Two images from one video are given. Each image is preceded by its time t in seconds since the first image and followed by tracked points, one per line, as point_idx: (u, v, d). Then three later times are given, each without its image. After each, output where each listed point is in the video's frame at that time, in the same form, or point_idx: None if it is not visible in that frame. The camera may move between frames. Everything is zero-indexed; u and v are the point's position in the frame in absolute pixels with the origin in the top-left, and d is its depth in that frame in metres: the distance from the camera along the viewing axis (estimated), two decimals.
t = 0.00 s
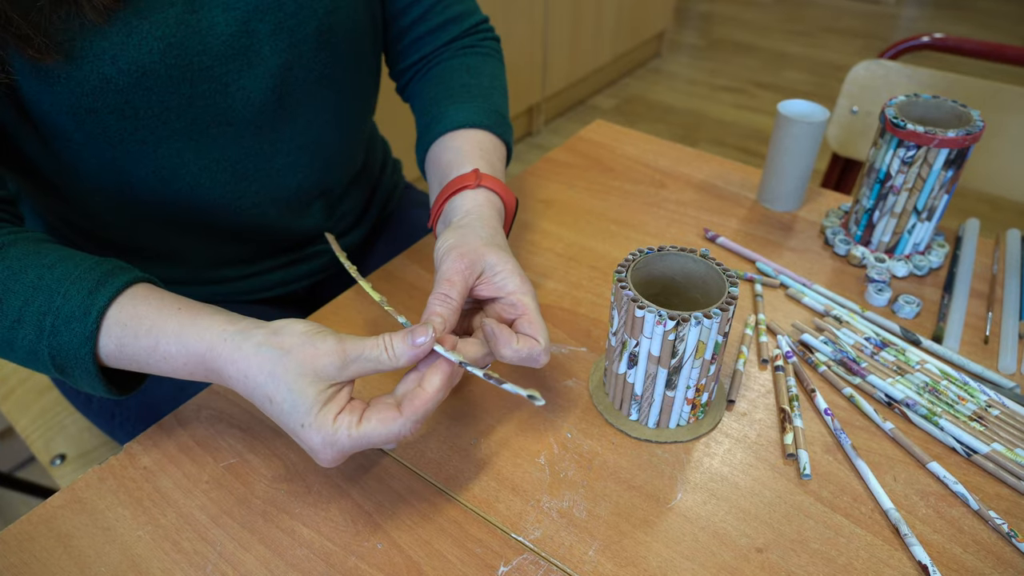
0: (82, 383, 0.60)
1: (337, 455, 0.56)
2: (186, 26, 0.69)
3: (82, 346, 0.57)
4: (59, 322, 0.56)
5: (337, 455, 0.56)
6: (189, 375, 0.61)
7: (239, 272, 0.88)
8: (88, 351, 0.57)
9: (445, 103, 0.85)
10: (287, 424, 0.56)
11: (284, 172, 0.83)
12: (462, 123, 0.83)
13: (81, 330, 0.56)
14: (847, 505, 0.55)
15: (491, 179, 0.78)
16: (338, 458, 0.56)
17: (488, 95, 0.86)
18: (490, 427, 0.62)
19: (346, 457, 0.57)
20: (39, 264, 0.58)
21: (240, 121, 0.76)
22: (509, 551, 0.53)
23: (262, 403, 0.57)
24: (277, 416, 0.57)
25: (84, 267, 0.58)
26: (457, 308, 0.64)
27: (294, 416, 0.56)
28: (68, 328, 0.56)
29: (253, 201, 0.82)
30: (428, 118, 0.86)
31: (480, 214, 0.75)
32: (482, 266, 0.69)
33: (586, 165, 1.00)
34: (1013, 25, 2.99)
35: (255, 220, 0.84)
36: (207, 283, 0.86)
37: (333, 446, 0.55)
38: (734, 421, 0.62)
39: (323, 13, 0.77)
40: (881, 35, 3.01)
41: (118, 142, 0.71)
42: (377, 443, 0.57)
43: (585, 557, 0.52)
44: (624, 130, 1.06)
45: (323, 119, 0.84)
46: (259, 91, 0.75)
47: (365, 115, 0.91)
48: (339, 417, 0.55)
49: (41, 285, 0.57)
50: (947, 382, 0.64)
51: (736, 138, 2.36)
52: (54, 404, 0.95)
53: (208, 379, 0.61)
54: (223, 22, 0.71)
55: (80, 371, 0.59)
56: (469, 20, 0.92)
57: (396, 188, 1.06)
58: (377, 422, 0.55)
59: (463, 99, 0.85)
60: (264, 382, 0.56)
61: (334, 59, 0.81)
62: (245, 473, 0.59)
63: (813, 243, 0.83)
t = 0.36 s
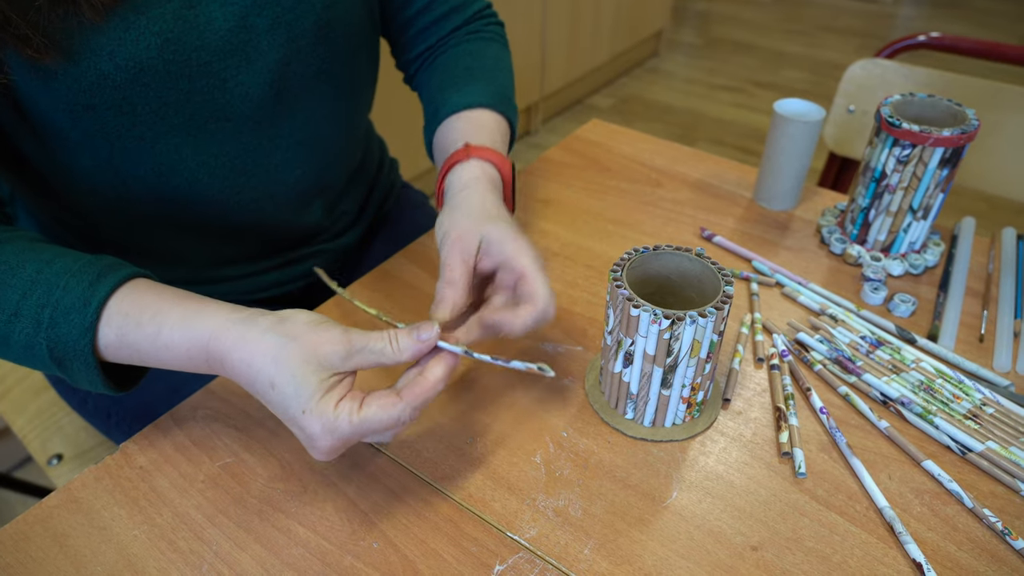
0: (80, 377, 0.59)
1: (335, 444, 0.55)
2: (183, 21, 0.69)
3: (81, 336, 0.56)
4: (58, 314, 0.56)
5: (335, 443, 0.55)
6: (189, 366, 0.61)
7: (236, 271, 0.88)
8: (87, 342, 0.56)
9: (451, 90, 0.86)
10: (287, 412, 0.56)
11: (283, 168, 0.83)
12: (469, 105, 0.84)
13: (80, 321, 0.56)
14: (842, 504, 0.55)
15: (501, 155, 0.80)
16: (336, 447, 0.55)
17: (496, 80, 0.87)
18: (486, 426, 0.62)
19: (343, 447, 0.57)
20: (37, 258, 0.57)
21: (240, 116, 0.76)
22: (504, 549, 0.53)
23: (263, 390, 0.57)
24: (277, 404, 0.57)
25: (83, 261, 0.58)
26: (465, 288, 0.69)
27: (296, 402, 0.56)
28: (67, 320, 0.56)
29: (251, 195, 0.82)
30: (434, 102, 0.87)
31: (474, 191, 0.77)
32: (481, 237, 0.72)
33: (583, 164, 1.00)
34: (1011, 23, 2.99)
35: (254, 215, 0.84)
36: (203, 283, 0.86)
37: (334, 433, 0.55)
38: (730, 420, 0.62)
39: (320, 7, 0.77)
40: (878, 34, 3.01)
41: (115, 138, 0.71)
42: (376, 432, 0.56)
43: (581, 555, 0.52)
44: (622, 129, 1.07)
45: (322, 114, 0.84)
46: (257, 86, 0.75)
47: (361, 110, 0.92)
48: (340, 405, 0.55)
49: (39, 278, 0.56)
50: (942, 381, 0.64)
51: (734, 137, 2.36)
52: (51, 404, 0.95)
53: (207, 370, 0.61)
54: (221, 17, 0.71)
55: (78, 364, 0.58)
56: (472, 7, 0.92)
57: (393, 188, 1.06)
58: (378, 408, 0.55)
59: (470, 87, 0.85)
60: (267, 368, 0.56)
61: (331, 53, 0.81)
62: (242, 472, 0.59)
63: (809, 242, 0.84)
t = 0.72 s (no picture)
0: (115, 383, 0.50)
1: (439, 463, 0.51)
2: (186, 19, 0.67)
3: (140, 326, 0.49)
4: (120, 301, 0.49)
5: (439, 462, 0.51)
6: (244, 378, 0.53)
7: (235, 272, 0.88)
8: (149, 333, 0.49)
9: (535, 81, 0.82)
10: (386, 430, 0.50)
11: (281, 167, 0.83)
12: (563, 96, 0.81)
13: (144, 309, 0.49)
14: (837, 505, 0.55)
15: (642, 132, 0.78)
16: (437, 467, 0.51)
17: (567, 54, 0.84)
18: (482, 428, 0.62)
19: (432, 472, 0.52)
20: (94, 252, 0.52)
21: (238, 115, 0.75)
22: (501, 551, 0.53)
23: (354, 406, 0.51)
24: (370, 423, 0.51)
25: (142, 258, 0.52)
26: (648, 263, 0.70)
27: (404, 419, 0.50)
28: (132, 307, 0.49)
29: (248, 193, 0.82)
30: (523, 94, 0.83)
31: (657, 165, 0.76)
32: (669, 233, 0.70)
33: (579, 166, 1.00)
34: (1007, 25, 3.01)
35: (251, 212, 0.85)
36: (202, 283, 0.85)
37: (440, 454, 0.51)
38: (726, 422, 0.63)
39: (322, 9, 0.76)
40: (875, 36, 3.03)
41: (119, 135, 0.71)
42: (465, 457, 0.54)
43: (577, 557, 0.52)
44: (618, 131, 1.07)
45: (319, 115, 0.83)
46: (259, 86, 0.74)
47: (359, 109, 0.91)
48: (446, 426, 0.52)
49: (95, 267, 0.51)
50: (936, 382, 0.64)
51: (730, 138, 2.37)
52: (48, 405, 0.95)
53: (263, 383, 0.53)
54: (225, 17, 0.69)
55: (121, 364, 0.50)
56: None
57: (391, 189, 1.06)
58: (476, 436, 0.54)
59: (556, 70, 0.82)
60: (373, 379, 0.50)
61: (331, 52, 0.80)
62: (239, 474, 0.59)
63: (804, 243, 0.84)
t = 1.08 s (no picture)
0: (200, 386, 0.48)
1: (545, 485, 0.52)
2: (206, 37, 0.67)
3: (248, 326, 0.48)
4: (228, 299, 0.48)
5: (546, 484, 0.52)
6: (344, 393, 0.52)
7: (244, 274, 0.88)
8: (255, 334, 0.48)
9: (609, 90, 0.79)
10: (498, 450, 0.51)
11: (285, 175, 0.83)
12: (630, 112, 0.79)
13: (254, 310, 0.49)
14: (836, 505, 0.56)
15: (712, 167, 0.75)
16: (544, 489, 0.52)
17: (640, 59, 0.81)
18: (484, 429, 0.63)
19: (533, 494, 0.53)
20: (193, 252, 0.51)
21: (250, 130, 0.75)
22: (503, 552, 0.53)
23: (466, 425, 0.51)
24: (481, 442, 0.51)
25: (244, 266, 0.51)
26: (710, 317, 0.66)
27: (516, 441, 0.51)
28: (239, 305, 0.48)
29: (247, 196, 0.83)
30: (590, 107, 0.81)
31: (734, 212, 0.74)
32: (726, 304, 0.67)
33: (579, 168, 1.01)
34: (1005, 27, 3.02)
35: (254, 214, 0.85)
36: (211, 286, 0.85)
37: (548, 476, 0.52)
38: (728, 426, 0.63)
39: (335, 28, 0.76)
40: (872, 38, 3.04)
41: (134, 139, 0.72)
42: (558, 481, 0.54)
43: (578, 557, 0.52)
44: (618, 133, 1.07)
45: (328, 128, 0.83)
46: (274, 105, 0.75)
47: (369, 120, 0.91)
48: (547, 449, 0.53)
49: (200, 266, 0.50)
50: (935, 384, 0.64)
51: (729, 140, 2.37)
52: (49, 407, 0.95)
53: (364, 400, 0.52)
54: (245, 37, 0.69)
55: (215, 365, 0.48)
56: None
57: (391, 191, 1.06)
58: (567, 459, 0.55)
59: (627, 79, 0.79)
60: (489, 398, 0.51)
61: (342, 66, 0.80)
62: (242, 475, 0.59)
63: (804, 245, 0.84)
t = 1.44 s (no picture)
0: (233, 373, 0.47)
1: (581, 474, 0.54)
2: (220, 50, 0.69)
3: (289, 310, 0.48)
4: (269, 283, 0.48)
5: (582, 473, 0.54)
6: (384, 383, 0.51)
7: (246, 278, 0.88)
8: (293, 317, 0.48)
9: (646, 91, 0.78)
10: (540, 441, 0.53)
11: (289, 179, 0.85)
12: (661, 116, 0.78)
13: (296, 295, 0.49)
14: (834, 506, 0.56)
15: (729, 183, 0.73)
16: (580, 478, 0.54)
17: (678, 62, 0.80)
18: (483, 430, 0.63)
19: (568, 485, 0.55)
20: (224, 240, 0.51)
21: (259, 143, 0.77)
22: (502, 553, 0.53)
23: (511, 416, 0.52)
24: (524, 434, 0.52)
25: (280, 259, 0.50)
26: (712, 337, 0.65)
27: (556, 431, 0.53)
28: (278, 290, 0.48)
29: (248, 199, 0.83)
30: (622, 109, 0.80)
31: (754, 234, 0.72)
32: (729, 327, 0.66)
33: (578, 169, 1.01)
34: (1002, 30, 3.03)
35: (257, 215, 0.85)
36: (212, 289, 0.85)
37: (584, 465, 0.54)
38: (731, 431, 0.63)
39: (346, 43, 0.78)
40: (870, 41, 3.05)
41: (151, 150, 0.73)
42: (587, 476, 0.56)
43: (577, 558, 0.53)
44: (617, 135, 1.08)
45: (335, 136, 0.85)
46: (284, 120, 0.77)
47: (375, 128, 0.92)
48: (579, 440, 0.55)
49: (236, 253, 0.49)
50: (932, 385, 0.65)
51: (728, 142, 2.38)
52: (47, 408, 0.95)
53: (405, 392, 0.51)
54: (257, 52, 0.71)
55: (254, 350, 0.47)
56: None
57: (392, 193, 1.06)
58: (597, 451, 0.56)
59: (664, 81, 0.78)
60: (532, 389, 0.53)
61: (349, 75, 0.81)
62: (241, 477, 0.60)
63: (801, 247, 0.85)
